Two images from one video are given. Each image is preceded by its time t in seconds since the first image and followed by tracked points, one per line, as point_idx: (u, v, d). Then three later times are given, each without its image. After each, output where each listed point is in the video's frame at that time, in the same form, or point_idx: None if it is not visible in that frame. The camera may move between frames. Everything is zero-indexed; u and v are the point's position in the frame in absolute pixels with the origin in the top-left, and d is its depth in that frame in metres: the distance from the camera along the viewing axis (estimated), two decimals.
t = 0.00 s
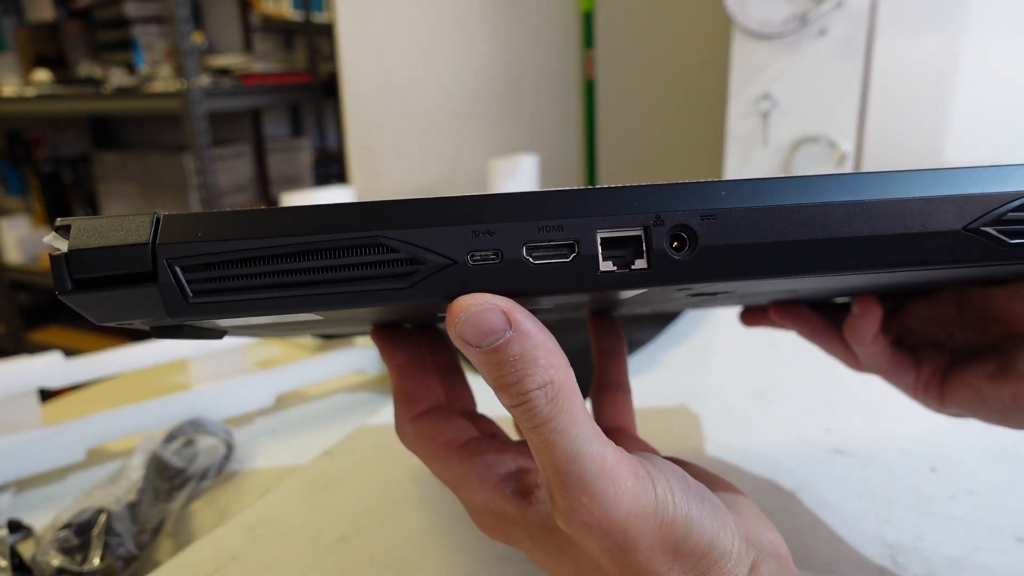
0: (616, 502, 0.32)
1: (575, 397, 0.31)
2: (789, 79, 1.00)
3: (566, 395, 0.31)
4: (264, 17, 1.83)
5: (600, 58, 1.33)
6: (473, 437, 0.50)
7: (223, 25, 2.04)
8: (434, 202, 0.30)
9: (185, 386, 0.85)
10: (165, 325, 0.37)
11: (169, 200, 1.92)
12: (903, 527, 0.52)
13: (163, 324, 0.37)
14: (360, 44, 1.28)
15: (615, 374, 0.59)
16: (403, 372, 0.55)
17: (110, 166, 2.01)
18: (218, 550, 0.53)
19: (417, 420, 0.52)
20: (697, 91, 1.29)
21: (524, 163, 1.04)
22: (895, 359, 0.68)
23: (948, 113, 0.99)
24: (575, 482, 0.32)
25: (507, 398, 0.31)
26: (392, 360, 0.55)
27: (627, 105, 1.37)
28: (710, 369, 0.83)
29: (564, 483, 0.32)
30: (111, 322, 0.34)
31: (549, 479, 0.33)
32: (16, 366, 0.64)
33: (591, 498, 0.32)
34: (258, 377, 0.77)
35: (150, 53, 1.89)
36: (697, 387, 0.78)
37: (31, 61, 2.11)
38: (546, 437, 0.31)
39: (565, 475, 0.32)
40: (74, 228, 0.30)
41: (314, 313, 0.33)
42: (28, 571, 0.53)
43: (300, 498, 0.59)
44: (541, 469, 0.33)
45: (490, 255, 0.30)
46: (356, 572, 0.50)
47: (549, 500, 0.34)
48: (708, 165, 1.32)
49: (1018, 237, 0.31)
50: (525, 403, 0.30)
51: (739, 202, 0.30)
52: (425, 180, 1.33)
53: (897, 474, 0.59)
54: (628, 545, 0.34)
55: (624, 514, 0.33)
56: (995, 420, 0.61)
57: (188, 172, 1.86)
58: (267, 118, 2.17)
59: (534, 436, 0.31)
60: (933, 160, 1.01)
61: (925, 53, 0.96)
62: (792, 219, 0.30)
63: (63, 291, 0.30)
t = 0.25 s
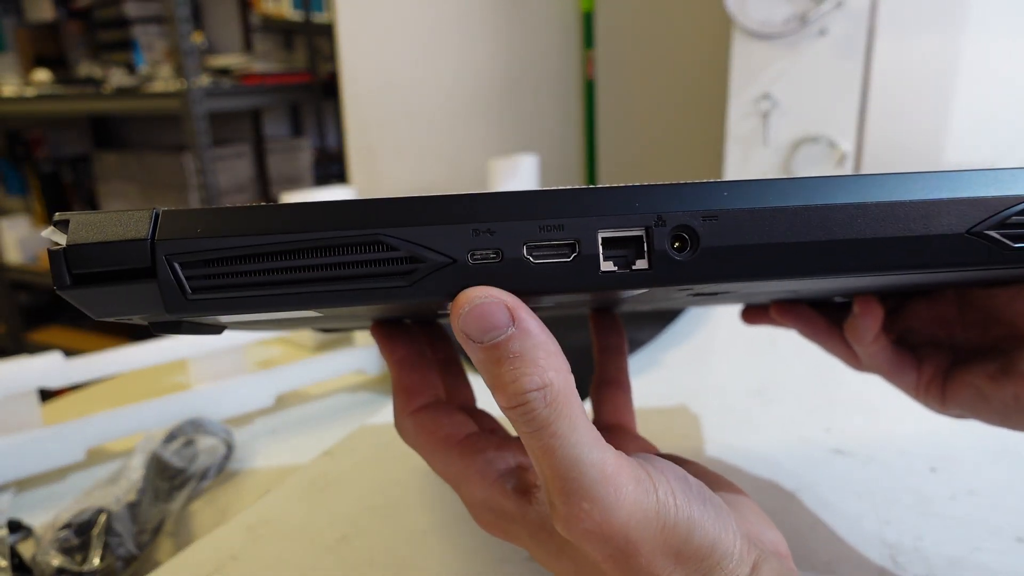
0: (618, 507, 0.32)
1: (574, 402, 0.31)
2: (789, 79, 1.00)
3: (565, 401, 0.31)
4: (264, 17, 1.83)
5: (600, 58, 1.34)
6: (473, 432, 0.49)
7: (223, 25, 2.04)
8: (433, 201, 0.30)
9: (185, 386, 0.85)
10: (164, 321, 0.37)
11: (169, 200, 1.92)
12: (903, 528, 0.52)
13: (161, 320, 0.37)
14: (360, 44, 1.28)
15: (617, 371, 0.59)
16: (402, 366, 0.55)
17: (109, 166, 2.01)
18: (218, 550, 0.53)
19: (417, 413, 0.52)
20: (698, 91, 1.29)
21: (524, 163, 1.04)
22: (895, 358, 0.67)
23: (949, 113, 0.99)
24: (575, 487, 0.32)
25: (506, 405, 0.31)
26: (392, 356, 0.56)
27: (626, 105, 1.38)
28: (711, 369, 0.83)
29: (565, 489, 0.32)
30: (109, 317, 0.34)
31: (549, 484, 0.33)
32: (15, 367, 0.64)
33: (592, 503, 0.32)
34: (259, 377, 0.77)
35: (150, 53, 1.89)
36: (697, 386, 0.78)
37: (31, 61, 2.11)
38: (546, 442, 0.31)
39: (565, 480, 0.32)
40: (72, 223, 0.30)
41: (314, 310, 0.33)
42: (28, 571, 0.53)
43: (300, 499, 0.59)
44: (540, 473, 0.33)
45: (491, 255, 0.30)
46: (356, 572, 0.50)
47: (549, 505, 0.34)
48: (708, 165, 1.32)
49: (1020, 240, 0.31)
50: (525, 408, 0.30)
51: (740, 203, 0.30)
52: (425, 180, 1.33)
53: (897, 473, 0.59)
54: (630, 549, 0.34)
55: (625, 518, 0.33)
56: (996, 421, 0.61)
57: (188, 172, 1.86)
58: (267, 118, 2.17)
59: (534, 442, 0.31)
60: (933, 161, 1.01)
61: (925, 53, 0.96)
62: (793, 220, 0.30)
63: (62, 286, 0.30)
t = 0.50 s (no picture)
0: (624, 508, 0.32)
1: (587, 402, 0.31)
2: (789, 79, 1.00)
3: (578, 400, 0.31)
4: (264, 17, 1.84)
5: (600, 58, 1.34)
6: (474, 428, 0.50)
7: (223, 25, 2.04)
8: (429, 201, 0.30)
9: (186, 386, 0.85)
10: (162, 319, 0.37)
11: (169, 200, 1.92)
12: (903, 528, 0.52)
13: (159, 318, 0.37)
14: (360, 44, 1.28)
15: (616, 366, 0.59)
16: (405, 361, 0.55)
17: (109, 166, 2.01)
18: (218, 550, 0.53)
19: (419, 409, 0.52)
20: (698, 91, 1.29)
21: (524, 162, 1.04)
22: (894, 359, 0.68)
23: (949, 113, 0.99)
24: (583, 487, 0.31)
25: (518, 400, 0.31)
26: (392, 353, 0.55)
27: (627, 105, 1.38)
28: (711, 369, 0.83)
29: (572, 488, 0.32)
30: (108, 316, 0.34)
31: (556, 483, 0.33)
32: (15, 367, 0.64)
33: (598, 503, 0.32)
34: (260, 377, 0.77)
35: (150, 53, 1.89)
36: (697, 387, 0.78)
37: (31, 61, 2.11)
38: (556, 440, 0.31)
39: (573, 479, 0.31)
40: (72, 222, 0.30)
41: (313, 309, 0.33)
42: (28, 571, 0.52)
43: (300, 499, 0.59)
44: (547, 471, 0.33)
45: (486, 254, 0.30)
46: (356, 572, 0.50)
47: (555, 504, 0.34)
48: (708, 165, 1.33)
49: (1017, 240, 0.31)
50: (538, 404, 0.30)
51: (736, 203, 0.30)
52: (425, 180, 1.33)
53: (898, 473, 0.59)
54: (635, 550, 0.34)
55: (631, 520, 0.32)
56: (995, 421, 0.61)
57: (188, 172, 1.86)
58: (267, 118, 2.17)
59: (544, 439, 0.31)
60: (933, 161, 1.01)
61: (925, 53, 0.96)
62: (789, 220, 0.30)
63: (62, 285, 0.30)
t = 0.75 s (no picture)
0: (623, 504, 0.32)
1: (600, 394, 0.31)
2: (789, 80, 1.00)
3: (590, 392, 0.30)
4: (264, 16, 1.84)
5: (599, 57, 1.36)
6: (475, 410, 0.48)
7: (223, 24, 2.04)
8: (413, 177, 0.30)
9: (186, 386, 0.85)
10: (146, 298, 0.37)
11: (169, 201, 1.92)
12: (904, 528, 0.52)
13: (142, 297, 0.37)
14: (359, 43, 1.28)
15: (614, 349, 0.59)
16: (399, 341, 0.54)
17: (110, 167, 2.01)
18: (218, 550, 0.53)
19: (418, 387, 0.51)
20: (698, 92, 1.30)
21: (524, 160, 1.04)
22: (890, 347, 0.67)
23: (948, 113, 0.99)
24: (585, 480, 0.31)
25: (528, 385, 0.30)
26: (386, 331, 0.55)
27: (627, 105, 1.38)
28: (711, 369, 0.83)
29: (576, 480, 0.31)
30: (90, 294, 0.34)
31: (558, 472, 0.32)
32: (15, 367, 0.64)
33: (598, 498, 0.32)
34: (261, 377, 0.77)
35: (150, 53, 1.89)
36: (697, 387, 0.78)
37: (31, 61, 2.11)
38: (565, 430, 0.30)
39: (578, 471, 0.31)
40: (54, 198, 0.30)
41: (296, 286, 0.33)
42: (28, 571, 0.52)
43: (300, 499, 0.59)
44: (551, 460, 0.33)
45: (472, 232, 0.30)
46: (355, 572, 0.50)
47: (553, 490, 0.34)
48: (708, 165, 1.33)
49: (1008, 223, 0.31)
50: (550, 393, 0.30)
51: (726, 181, 0.30)
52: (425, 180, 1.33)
53: (898, 474, 0.59)
54: (632, 547, 0.34)
55: (630, 518, 0.33)
56: (989, 408, 0.61)
57: (189, 172, 1.86)
58: (267, 118, 2.17)
59: (550, 426, 0.31)
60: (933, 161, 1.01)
61: (925, 53, 0.96)
62: (779, 198, 0.30)
63: (43, 261, 0.30)
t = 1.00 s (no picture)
0: (609, 512, 0.32)
1: (584, 400, 0.31)
2: (790, 79, 1.00)
3: (575, 399, 0.30)
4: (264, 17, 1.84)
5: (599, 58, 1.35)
6: (462, 418, 0.49)
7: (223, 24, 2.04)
8: (391, 193, 0.30)
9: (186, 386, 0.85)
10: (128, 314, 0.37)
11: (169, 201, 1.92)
12: (903, 528, 0.52)
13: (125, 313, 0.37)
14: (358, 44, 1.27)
15: (603, 355, 0.59)
16: (386, 351, 0.55)
17: (110, 167, 2.01)
18: (218, 550, 0.53)
19: (407, 397, 0.51)
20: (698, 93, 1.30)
21: (523, 161, 1.04)
22: (880, 351, 0.68)
23: (948, 113, 0.99)
24: (571, 487, 0.31)
25: (513, 392, 0.30)
26: (372, 343, 0.55)
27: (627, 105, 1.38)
28: (711, 369, 0.83)
29: (561, 488, 0.31)
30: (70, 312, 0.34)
31: (543, 481, 0.32)
32: (15, 366, 0.64)
33: (584, 505, 0.32)
34: (261, 377, 0.77)
35: (150, 54, 1.89)
36: (697, 387, 0.78)
37: (31, 62, 2.11)
38: (550, 437, 0.30)
39: (562, 479, 0.31)
40: (30, 218, 0.30)
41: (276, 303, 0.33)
42: (28, 571, 0.52)
43: (301, 498, 0.59)
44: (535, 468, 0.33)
45: (451, 246, 0.30)
46: (355, 572, 0.50)
47: (539, 498, 0.33)
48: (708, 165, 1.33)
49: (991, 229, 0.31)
50: (533, 400, 0.30)
51: (705, 192, 0.30)
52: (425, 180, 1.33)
53: (898, 474, 0.59)
54: (619, 554, 0.34)
55: (616, 524, 0.32)
56: (980, 409, 0.61)
57: (189, 172, 1.86)
58: (267, 118, 2.17)
59: (535, 434, 0.31)
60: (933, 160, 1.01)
61: (925, 53, 0.96)
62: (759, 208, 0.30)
63: (20, 280, 0.30)
